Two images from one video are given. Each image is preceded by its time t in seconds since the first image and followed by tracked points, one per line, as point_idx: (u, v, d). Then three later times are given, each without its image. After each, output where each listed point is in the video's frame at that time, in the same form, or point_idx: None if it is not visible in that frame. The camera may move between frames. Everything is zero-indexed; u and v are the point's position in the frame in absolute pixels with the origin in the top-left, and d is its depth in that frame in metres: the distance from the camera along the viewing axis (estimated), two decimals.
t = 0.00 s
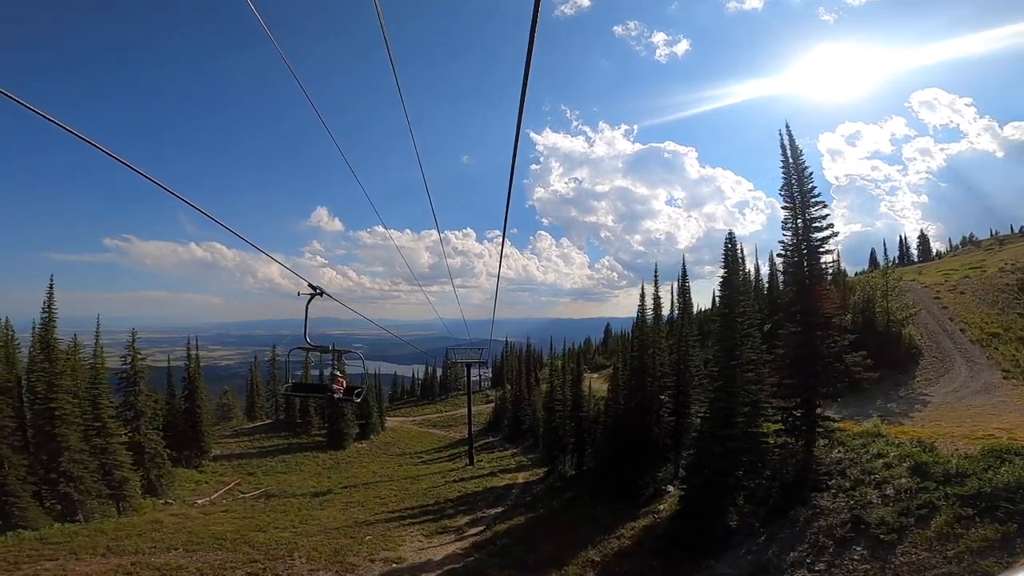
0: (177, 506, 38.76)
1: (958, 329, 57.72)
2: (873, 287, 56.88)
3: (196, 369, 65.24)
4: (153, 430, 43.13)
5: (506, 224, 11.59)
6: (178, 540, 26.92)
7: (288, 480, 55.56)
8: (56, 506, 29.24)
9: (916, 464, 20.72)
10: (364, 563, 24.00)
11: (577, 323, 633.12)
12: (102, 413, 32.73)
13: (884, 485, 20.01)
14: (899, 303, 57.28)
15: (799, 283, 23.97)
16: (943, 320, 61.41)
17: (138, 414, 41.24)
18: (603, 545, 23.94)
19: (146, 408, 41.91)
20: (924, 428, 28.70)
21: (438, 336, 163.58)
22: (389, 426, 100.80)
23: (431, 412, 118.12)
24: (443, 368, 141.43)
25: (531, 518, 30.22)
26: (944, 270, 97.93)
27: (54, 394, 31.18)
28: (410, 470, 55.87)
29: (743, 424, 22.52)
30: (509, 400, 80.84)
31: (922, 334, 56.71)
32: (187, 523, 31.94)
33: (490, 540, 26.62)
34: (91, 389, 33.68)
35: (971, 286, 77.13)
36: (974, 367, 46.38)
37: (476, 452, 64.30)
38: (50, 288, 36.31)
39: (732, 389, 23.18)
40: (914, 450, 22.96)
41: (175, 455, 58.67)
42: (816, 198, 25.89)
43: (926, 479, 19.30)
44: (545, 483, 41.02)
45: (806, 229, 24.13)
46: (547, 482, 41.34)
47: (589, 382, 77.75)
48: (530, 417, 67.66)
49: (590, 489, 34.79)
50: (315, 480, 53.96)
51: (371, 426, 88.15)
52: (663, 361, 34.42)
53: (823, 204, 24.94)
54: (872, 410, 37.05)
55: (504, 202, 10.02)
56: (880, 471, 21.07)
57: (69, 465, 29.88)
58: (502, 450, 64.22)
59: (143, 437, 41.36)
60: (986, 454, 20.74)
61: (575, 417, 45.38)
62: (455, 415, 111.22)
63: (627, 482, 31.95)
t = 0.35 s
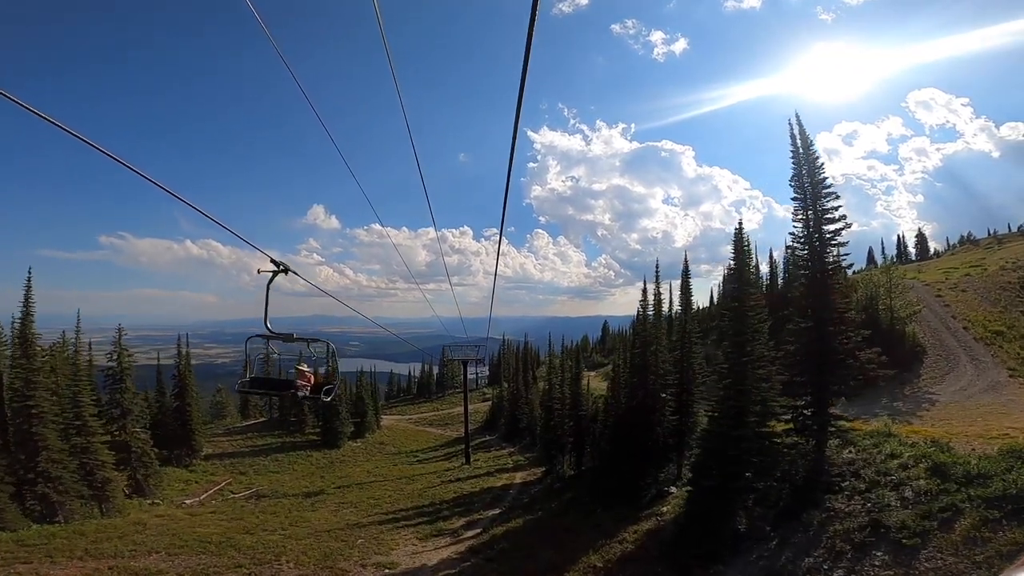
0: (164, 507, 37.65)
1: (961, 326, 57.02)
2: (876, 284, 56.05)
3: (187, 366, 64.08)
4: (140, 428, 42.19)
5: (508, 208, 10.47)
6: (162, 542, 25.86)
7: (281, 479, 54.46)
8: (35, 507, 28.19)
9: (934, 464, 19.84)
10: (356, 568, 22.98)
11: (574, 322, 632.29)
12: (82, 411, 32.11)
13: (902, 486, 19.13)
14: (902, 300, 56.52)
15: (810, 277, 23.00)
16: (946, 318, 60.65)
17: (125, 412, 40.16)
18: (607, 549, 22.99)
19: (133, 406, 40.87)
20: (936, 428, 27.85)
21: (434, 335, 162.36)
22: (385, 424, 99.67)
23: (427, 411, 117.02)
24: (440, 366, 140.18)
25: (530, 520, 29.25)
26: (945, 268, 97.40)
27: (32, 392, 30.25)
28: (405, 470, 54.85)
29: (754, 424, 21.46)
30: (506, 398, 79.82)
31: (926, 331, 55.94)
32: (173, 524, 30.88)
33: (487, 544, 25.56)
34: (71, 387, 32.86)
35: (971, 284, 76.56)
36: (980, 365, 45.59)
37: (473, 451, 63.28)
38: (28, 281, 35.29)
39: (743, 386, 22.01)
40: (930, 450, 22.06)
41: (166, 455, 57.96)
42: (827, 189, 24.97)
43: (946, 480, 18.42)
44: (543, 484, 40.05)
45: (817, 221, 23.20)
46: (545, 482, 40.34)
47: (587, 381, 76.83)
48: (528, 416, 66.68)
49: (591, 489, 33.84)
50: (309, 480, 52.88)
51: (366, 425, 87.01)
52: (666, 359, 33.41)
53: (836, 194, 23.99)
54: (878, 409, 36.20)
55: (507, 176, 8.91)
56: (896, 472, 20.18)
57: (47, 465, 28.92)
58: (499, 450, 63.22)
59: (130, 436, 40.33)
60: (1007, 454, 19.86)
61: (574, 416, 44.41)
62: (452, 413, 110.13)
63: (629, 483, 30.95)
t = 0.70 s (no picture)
0: (154, 505, 36.68)
1: (968, 323, 56.11)
2: (882, 279, 55.05)
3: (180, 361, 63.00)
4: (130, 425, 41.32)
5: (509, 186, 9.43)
6: (147, 543, 24.84)
7: (275, 476, 53.47)
8: (17, 505, 27.18)
9: (955, 464, 18.92)
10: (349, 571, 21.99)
11: (573, 318, 631.26)
12: (65, 408, 31.46)
13: (923, 487, 18.24)
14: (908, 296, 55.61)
15: (826, 268, 21.95)
16: (952, 314, 59.76)
17: (114, 408, 39.13)
18: (611, 552, 22.06)
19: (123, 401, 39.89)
20: (950, 426, 26.95)
21: (433, 330, 161.11)
22: (382, 420, 98.67)
23: (425, 407, 115.98)
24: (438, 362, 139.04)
25: (531, 520, 28.31)
26: (948, 265, 96.54)
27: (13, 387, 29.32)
28: (402, 467, 53.89)
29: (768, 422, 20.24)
30: (505, 394, 78.76)
31: (932, 327, 55.05)
32: (161, 524, 29.92)
33: (485, 546, 24.60)
34: (53, 384, 32.15)
35: (976, 280, 75.65)
36: (988, 362, 44.71)
37: (471, 448, 62.33)
38: (9, 273, 34.14)
39: (758, 381, 20.66)
40: (950, 448, 21.14)
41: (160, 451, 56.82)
42: (843, 177, 23.93)
43: (970, 480, 17.50)
44: (543, 482, 39.10)
45: (833, 210, 22.21)
46: (545, 480, 39.43)
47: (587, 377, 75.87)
48: (527, 412, 65.70)
49: (592, 488, 32.90)
50: (304, 477, 51.89)
51: (363, 421, 86.02)
52: (669, 354, 32.35)
53: (852, 182, 22.95)
54: (887, 406, 35.29)
55: (511, 142, 7.85)
56: (916, 472, 19.28)
57: (29, 463, 27.92)
58: (497, 447, 62.27)
59: (119, 433, 39.36)
60: None
61: (574, 413, 43.45)
62: (450, 409, 109.12)
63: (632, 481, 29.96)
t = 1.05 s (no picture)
0: (143, 504, 35.73)
1: (974, 318, 55.24)
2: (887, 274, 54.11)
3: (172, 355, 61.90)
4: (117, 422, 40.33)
5: (511, 157, 8.36)
6: (129, 545, 23.82)
7: (269, 474, 52.46)
8: None
9: (977, 463, 18.01)
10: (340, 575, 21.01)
11: (571, 314, 630.84)
12: (46, 404, 30.43)
13: (945, 487, 17.32)
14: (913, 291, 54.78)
15: (842, 259, 20.87)
16: (956, 310, 58.94)
17: (101, 405, 38.14)
18: (616, 555, 21.08)
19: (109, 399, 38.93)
20: (965, 424, 26.04)
21: (431, 326, 159.92)
22: (379, 416, 97.78)
23: (423, 403, 115.04)
24: (436, 358, 138.07)
25: (530, 520, 27.41)
26: (950, 260, 95.74)
27: None
28: (398, 464, 52.91)
29: (784, 420, 19.23)
30: (504, 390, 77.94)
31: (937, 323, 54.23)
32: (148, 523, 29.04)
33: (482, 548, 23.68)
34: (34, 379, 31.11)
35: (980, 276, 74.87)
36: (996, 358, 43.86)
37: (469, 444, 61.40)
38: None
39: (773, 377, 19.64)
40: (969, 447, 20.21)
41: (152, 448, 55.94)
42: (858, 165, 22.90)
43: (996, 479, 16.59)
44: (542, 480, 38.21)
45: (848, 198, 21.24)
46: (544, 479, 38.52)
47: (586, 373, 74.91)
48: (526, 409, 64.76)
49: (593, 486, 31.96)
50: (298, 475, 50.91)
51: (360, 417, 85.08)
52: (673, 349, 31.40)
53: (867, 171, 21.96)
54: (896, 403, 34.41)
55: (513, 103, 6.79)
56: (937, 472, 18.36)
57: (8, 461, 26.91)
58: (495, 443, 61.36)
59: (106, 430, 38.41)
60: None
61: (574, 410, 42.47)
62: (448, 405, 108.21)
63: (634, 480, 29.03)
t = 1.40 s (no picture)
0: (133, 504, 34.78)
1: (982, 315, 54.24)
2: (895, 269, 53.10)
3: (165, 352, 60.89)
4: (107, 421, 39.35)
5: (514, 133, 7.29)
6: (113, 548, 22.82)
7: (264, 473, 51.50)
8: None
9: (1007, 463, 17.01)
10: None
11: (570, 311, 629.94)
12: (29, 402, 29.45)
13: (973, 488, 16.33)
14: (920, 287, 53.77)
15: (862, 249, 19.80)
16: (964, 306, 57.93)
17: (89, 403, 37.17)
18: (624, 560, 20.06)
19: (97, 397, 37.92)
20: (983, 422, 25.06)
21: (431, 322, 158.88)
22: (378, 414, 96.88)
23: (422, 400, 114.02)
24: (435, 355, 137.07)
25: (532, 522, 26.43)
26: (955, 256, 94.69)
27: None
28: (396, 463, 51.95)
29: (804, 419, 18.20)
30: (503, 387, 76.99)
31: (945, 319, 53.24)
32: (136, 524, 28.14)
33: (482, 552, 22.70)
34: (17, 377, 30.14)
35: (986, 271, 73.89)
36: (1007, 355, 42.87)
37: (469, 442, 60.42)
38: None
39: (794, 373, 18.61)
40: (995, 447, 19.19)
41: (146, 446, 54.95)
42: (877, 152, 21.86)
43: None
44: (544, 480, 37.23)
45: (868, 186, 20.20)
46: (546, 478, 37.53)
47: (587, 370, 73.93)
48: (526, 406, 63.77)
49: (596, 486, 30.99)
50: (294, 473, 49.92)
51: (358, 415, 84.13)
52: (680, 345, 30.40)
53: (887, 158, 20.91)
54: (908, 401, 33.40)
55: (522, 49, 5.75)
56: (964, 473, 17.36)
57: None
58: (495, 441, 60.40)
59: (96, 428, 37.48)
60: None
61: (576, 408, 41.45)
62: (447, 402, 107.25)
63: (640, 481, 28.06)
